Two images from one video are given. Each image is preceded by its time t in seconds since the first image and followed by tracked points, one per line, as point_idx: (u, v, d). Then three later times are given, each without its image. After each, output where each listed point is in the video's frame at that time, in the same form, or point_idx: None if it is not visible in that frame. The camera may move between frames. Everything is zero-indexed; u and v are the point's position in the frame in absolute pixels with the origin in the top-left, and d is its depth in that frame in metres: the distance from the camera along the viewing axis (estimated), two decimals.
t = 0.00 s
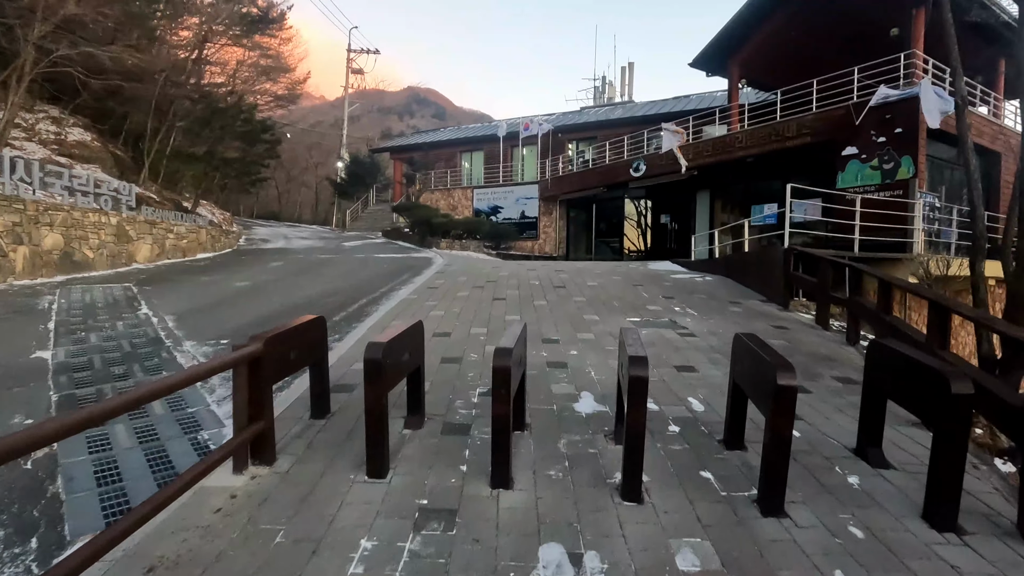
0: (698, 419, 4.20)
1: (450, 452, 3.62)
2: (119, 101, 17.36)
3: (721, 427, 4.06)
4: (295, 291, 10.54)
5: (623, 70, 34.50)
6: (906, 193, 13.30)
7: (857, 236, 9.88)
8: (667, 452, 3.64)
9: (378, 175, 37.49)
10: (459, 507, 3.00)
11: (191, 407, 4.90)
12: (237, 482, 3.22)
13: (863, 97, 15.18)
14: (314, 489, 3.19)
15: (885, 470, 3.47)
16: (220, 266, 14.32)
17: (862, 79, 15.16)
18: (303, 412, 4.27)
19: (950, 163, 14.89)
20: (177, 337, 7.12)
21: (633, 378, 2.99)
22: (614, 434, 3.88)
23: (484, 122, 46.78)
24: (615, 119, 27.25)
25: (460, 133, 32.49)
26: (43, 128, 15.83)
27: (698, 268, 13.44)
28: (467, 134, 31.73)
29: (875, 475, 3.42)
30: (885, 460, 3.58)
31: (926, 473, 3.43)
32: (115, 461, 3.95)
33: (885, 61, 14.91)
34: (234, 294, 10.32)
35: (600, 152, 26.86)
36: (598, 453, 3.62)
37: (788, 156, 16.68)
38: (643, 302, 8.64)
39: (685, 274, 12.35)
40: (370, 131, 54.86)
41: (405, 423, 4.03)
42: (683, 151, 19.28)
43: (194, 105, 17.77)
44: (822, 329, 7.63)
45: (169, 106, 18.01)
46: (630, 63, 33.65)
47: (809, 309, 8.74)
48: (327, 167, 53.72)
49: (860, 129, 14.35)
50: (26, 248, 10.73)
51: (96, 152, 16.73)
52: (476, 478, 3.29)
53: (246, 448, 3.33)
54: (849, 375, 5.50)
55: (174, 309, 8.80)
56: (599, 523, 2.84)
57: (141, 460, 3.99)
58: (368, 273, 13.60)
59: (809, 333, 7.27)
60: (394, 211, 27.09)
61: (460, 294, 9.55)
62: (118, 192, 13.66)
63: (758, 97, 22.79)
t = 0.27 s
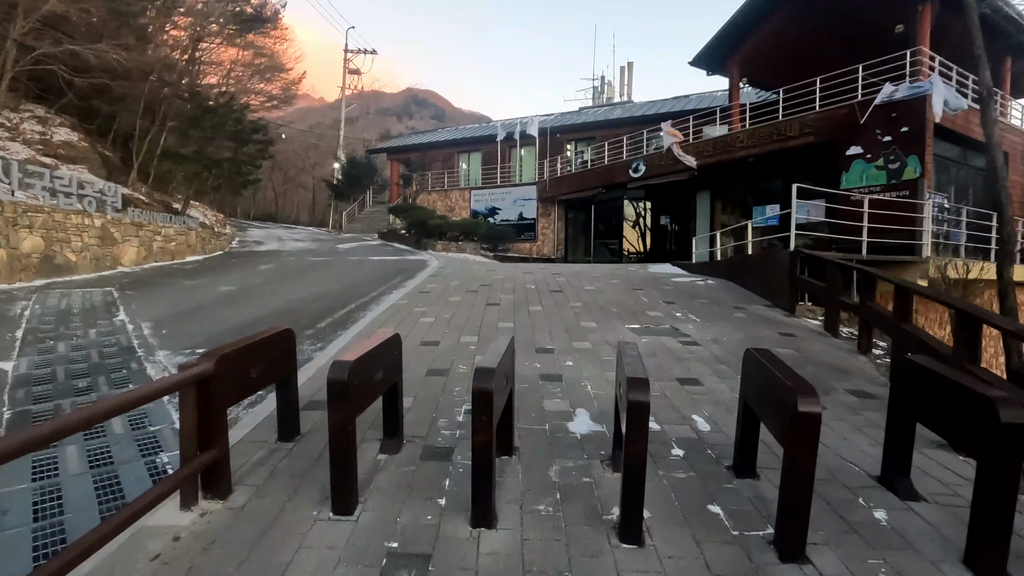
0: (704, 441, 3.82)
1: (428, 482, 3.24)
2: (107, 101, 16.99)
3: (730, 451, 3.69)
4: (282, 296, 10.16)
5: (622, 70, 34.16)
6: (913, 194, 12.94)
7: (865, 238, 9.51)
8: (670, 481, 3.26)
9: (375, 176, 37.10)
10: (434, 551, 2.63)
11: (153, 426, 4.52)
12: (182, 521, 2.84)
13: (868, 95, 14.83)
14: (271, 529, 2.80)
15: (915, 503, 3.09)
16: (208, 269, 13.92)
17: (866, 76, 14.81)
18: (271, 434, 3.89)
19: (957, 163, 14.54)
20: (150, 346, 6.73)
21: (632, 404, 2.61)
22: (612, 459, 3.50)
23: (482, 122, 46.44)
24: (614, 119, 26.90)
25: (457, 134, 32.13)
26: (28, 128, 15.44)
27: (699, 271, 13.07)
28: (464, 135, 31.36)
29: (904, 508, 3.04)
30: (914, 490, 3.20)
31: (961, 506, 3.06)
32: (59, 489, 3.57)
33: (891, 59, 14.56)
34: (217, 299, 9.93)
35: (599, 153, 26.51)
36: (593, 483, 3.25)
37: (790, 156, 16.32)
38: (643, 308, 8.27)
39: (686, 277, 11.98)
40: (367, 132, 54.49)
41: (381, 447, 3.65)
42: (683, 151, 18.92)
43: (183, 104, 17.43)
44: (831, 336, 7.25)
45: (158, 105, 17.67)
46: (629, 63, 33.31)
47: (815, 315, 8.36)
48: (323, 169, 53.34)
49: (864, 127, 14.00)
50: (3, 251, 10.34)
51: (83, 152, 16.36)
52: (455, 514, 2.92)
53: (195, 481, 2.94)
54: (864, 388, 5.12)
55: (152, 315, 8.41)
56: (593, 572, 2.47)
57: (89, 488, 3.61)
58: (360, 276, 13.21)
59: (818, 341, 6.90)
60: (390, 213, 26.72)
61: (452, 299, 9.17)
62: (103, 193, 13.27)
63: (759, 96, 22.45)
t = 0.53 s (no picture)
0: (718, 467, 3.44)
1: (410, 519, 2.86)
2: (97, 100, 16.64)
3: (749, 480, 3.30)
4: (271, 301, 9.78)
5: (623, 70, 33.81)
6: (924, 194, 12.56)
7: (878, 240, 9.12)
8: (685, 518, 2.88)
9: (373, 178, 36.75)
10: None
11: (114, 447, 4.15)
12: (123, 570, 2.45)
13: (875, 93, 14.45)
14: None
15: (964, 544, 2.71)
16: (199, 272, 13.55)
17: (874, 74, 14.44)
18: (238, 461, 3.51)
19: (968, 162, 14.15)
20: (125, 356, 6.35)
21: (642, 438, 2.23)
22: (617, 491, 3.12)
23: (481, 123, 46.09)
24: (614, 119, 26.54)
25: (455, 135, 31.78)
26: (15, 128, 15.09)
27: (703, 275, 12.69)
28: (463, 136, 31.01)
29: (953, 551, 2.66)
30: (961, 529, 2.82)
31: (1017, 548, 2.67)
32: None
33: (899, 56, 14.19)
34: (204, 304, 9.56)
35: (600, 153, 26.14)
36: (597, 520, 2.86)
37: (796, 156, 15.95)
38: (646, 314, 7.89)
39: (690, 281, 11.60)
40: (366, 133, 54.15)
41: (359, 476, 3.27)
42: (686, 152, 18.55)
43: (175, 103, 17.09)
44: (847, 344, 6.86)
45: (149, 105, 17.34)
46: (630, 63, 32.96)
47: (827, 322, 7.97)
48: (322, 170, 52.99)
49: (872, 126, 13.63)
50: None
51: (72, 153, 16.00)
52: (438, 561, 2.54)
53: (139, 522, 2.55)
54: (888, 403, 4.74)
55: (132, 322, 8.03)
56: None
57: (32, 522, 3.23)
58: (354, 280, 12.83)
59: (833, 350, 6.51)
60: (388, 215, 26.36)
61: (447, 304, 8.79)
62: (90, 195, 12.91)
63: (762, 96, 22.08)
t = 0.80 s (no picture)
0: (750, 505, 3.04)
1: (397, 574, 2.46)
2: (88, 99, 16.26)
3: (787, 520, 2.90)
4: (262, 306, 9.38)
5: (625, 70, 33.42)
6: (939, 196, 12.17)
7: (897, 243, 8.71)
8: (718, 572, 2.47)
9: (372, 179, 36.37)
10: None
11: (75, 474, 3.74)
12: None
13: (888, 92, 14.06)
14: None
15: None
16: (190, 276, 13.15)
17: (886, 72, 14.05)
18: (207, 497, 3.11)
19: (982, 163, 13.74)
20: (101, 367, 5.94)
21: (678, 493, 1.83)
22: (638, 536, 2.71)
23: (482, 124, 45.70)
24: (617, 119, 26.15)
25: (456, 135, 31.40)
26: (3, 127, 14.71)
27: (711, 278, 12.29)
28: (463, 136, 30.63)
29: None
30: None
31: None
32: None
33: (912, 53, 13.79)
34: (192, 310, 9.15)
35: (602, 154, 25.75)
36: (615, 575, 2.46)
37: (804, 156, 15.56)
38: (655, 321, 7.48)
39: (697, 285, 11.20)
40: (366, 133, 53.76)
41: (341, 516, 2.87)
42: (690, 152, 18.16)
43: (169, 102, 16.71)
44: (870, 355, 6.44)
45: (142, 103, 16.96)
46: (631, 63, 32.58)
47: (846, 331, 7.57)
48: (321, 170, 52.60)
49: (885, 125, 13.23)
50: None
51: (63, 153, 15.62)
52: None
53: None
54: (925, 424, 4.33)
55: (114, 330, 7.62)
56: None
57: None
58: (350, 283, 12.44)
59: (857, 361, 6.10)
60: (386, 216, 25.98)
61: (446, 310, 8.38)
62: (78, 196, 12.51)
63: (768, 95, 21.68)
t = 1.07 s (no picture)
0: (792, 556, 2.63)
1: None
2: (78, 98, 15.86)
3: None
4: (253, 312, 8.98)
5: (627, 71, 33.04)
6: (955, 198, 11.78)
7: (918, 248, 8.30)
8: None
9: (371, 180, 35.99)
10: None
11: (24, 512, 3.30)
12: None
13: (899, 91, 13.68)
14: None
15: None
16: (181, 280, 12.74)
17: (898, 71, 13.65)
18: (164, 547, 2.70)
19: (997, 164, 13.33)
20: (73, 381, 5.53)
21: None
22: None
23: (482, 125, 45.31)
24: (619, 120, 25.75)
25: (455, 136, 31.02)
26: None
27: (719, 284, 11.89)
28: (463, 137, 30.25)
29: None
30: None
31: None
32: None
33: (925, 51, 13.39)
34: (178, 317, 8.73)
35: (604, 155, 25.36)
36: None
37: (813, 157, 15.17)
38: (665, 331, 7.07)
39: (705, 291, 10.81)
40: (365, 134, 53.41)
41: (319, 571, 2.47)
42: (695, 153, 17.78)
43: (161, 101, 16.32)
44: (897, 368, 6.04)
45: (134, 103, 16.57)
46: (633, 64, 32.18)
47: (866, 341, 7.17)
48: (320, 172, 52.26)
49: (898, 126, 12.85)
50: None
51: (52, 153, 15.22)
52: None
53: None
54: (972, 452, 3.91)
55: (93, 339, 7.20)
56: None
57: None
58: (346, 288, 12.03)
59: (884, 376, 5.69)
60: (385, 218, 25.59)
61: (444, 317, 7.98)
62: (65, 197, 12.10)
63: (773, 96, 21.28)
